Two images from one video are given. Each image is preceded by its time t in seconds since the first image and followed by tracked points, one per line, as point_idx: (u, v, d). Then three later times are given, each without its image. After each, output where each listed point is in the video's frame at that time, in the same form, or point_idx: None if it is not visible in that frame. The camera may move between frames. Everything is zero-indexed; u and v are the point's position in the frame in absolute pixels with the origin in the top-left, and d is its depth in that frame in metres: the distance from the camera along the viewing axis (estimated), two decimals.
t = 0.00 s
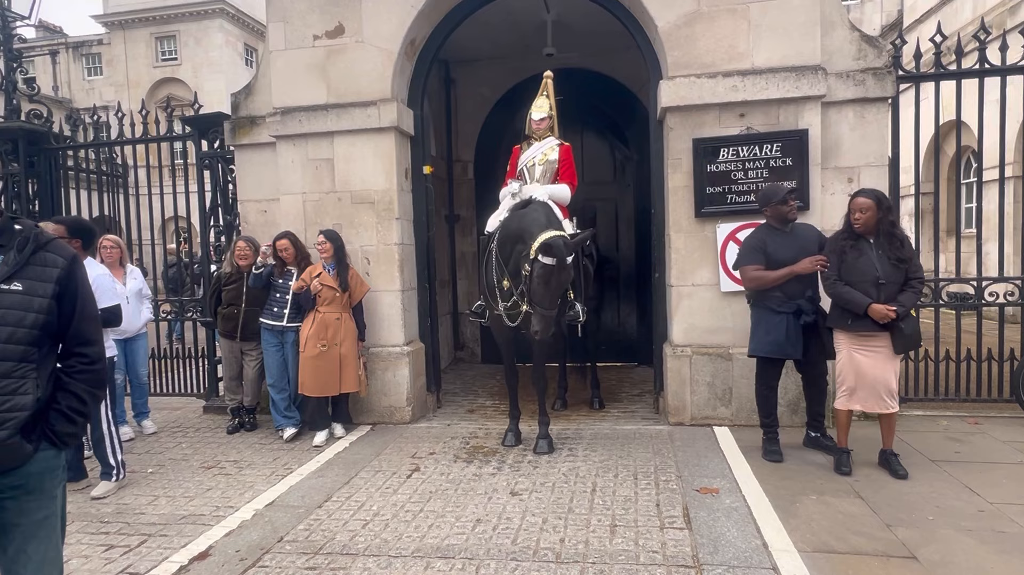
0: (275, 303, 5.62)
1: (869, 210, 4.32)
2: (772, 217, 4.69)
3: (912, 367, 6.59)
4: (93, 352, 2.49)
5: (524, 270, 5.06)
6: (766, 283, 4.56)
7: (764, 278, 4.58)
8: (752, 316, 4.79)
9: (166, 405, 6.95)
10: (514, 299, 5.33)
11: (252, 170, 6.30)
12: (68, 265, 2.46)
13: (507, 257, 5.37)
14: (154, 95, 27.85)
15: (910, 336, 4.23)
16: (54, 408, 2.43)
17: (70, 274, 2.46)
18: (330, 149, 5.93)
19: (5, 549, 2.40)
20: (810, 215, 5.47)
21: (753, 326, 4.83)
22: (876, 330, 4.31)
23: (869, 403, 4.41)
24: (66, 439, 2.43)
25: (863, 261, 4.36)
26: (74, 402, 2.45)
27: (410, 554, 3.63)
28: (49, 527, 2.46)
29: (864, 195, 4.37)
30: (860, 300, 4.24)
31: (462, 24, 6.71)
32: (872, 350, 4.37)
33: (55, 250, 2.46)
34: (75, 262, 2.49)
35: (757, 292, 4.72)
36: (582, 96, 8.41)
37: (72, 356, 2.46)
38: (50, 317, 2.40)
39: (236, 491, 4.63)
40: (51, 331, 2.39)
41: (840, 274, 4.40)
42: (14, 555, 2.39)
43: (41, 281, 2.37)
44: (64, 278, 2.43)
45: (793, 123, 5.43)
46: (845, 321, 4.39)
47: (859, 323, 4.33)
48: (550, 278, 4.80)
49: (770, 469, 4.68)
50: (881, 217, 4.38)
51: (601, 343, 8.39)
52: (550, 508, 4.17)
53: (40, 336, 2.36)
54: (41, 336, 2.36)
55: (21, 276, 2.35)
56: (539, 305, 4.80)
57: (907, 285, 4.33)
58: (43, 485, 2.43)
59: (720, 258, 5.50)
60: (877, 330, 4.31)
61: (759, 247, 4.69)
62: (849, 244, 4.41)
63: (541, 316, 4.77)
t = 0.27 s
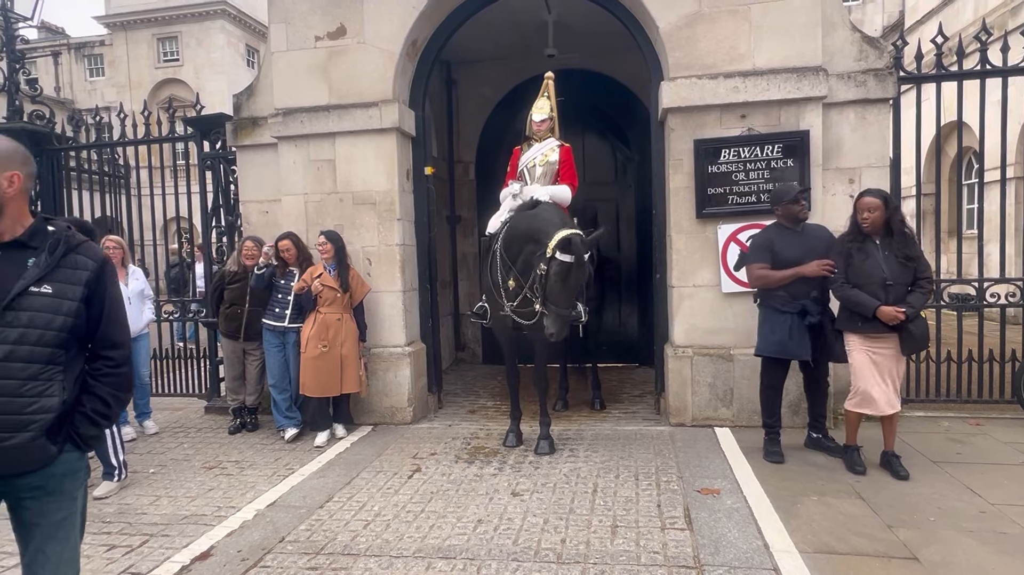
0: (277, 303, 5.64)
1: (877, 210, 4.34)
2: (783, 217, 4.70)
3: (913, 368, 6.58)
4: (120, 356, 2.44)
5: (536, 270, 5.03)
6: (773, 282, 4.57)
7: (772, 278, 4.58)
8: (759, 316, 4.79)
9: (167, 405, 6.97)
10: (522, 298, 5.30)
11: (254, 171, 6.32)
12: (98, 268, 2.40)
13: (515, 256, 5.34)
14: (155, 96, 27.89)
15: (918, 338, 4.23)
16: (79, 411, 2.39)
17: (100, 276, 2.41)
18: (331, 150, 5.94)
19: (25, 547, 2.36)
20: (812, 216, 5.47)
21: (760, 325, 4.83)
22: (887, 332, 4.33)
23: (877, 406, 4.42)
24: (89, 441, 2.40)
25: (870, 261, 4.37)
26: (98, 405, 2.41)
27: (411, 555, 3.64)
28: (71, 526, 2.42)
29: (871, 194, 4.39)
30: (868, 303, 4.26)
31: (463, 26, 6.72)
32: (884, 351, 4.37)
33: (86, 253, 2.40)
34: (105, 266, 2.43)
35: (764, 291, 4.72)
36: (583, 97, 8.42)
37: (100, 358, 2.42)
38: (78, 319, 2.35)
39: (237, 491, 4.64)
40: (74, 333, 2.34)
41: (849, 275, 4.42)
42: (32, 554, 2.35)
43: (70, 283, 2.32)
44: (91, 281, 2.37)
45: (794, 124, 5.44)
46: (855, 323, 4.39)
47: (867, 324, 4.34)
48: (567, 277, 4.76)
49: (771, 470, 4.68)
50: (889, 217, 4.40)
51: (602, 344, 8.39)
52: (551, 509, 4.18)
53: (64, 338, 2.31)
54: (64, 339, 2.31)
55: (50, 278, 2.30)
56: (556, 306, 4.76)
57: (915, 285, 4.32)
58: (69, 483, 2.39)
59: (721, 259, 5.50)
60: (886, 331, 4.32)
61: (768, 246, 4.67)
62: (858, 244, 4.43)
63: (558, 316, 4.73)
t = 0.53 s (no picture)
0: (279, 304, 5.65)
1: (879, 209, 4.35)
2: (786, 217, 4.69)
3: (914, 369, 6.58)
4: (134, 360, 2.45)
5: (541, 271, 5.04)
6: (776, 283, 4.57)
7: (775, 279, 4.59)
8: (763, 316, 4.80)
9: (169, 405, 6.98)
10: (527, 298, 5.29)
11: (255, 171, 6.32)
12: (116, 273, 2.40)
13: (518, 258, 5.35)
14: (157, 96, 27.91)
15: (915, 338, 4.25)
16: (94, 414, 2.40)
17: (117, 280, 2.40)
18: (333, 151, 5.94)
19: (34, 549, 2.32)
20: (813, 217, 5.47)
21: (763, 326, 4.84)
22: (882, 333, 4.33)
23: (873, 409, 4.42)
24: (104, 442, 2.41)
25: (869, 263, 4.36)
26: (111, 407, 2.43)
27: (412, 555, 3.64)
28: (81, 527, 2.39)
29: (871, 193, 4.39)
30: (866, 304, 4.25)
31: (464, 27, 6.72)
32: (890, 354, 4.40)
33: (104, 257, 2.39)
34: (122, 270, 2.43)
35: (769, 292, 4.73)
36: (584, 98, 8.42)
37: (115, 362, 2.43)
38: (96, 324, 2.34)
39: (239, 491, 4.65)
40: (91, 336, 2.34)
41: (847, 276, 4.41)
42: (41, 555, 2.32)
43: (90, 289, 2.31)
44: (111, 287, 2.37)
45: (795, 125, 5.44)
46: (852, 323, 4.38)
47: (865, 325, 4.34)
48: (575, 278, 4.78)
49: (772, 470, 4.68)
50: (888, 217, 4.42)
51: (603, 345, 8.39)
52: (552, 509, 4.18)
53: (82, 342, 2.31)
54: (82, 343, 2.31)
55: (71, 282, 2.28)
56: (563, 307, 4.76)
57: (910, 286, 4.35)
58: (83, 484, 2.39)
59: (722, 259, 5.50)
60: (882, 331, 4.32)
61: (771, 246, 4.68)
62: (856, 245, 4.42)
63: (566, 317, 4.74)
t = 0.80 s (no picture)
0: (280, 304, 5.65)
1: (870, 210, 4.38)
2: (782, 218, 4.70)
3: (915, 369, 6.57)
4: (134, 359, 2.46)
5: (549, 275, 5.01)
6: (773, 283, 4.56)
7: (773, 279, 4.58)
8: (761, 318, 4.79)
9: (170, 406, 6.99)
10: (533, 297, 5.28)
11: (257, 172, 6.33)
12: (113, 270, 2.41)
13: (522, 259, 5.33)
14: (158, 96, 27.93)
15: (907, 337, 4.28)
16: (103, 419, 2.38)
17: (115, 279, 2.41)
18: (334, 152, 5.94)
19: (43, 558, 2.30)
20: (814, 218, 5.47)
21: (763, 327, 4.83)
22: (874, 332, 4.33)
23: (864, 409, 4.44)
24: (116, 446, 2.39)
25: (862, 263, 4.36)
26: (121, 412, 2.41)
27: (413, 555, 3.65)
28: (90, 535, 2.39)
29: (858, 195, 4.43)
30: (860, 303, 4.26)
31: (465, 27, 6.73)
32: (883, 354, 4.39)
33: (100, 255, 2.40)
34: (118, 268, 2.44)
35: (767, 293, 4.73)
36: (584, 98, 8.43)
37: (116, 363, 2.43)
38: (100, 326, 2.35)
39: (240, 491, 4.65)
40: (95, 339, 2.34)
41: (840, 276, 4.39)
42: (52, 564, 2.30)
43: (92, 290, 2.31)
44: (111, 285, 2.38)
45: (796, 126, 5.44)
46: (845, 323, 4.39)
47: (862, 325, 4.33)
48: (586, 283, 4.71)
49: (772, 471, 4.68)
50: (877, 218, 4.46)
51: (604, 345, 8.40)
52: (553, 510, 4.18)
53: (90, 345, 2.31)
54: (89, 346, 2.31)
55: (73, 283, 2.27)
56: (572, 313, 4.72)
57: (901, 285, 4.37)
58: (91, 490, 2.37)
59: (723, 260, 5.50)
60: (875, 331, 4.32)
61: (767, 247, 4.68)
62: (847, 246, 4.41)
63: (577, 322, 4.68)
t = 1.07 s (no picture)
0: (281, 304, 5.65)
1: (868, 211, 4.39)
2: (775, 219, 4.71)
3: (916, 370, 6.57)
4: (125, 350, 2.44)
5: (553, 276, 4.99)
6: (768, 284, 4.54)
7: (767, 280, 4.56)
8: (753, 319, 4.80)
9: (171, 406, 6.99)
10: (537, 296, 5.26)
11: (258, 172, 6.33)
12: (100, 260, 2.41)
13: (524, 258, 5.31)
14: (159, 97, 27.95)
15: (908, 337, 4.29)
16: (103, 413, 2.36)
17: (103, 269, 2.41)
18: (335, 152, 5.95)
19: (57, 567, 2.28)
20: (815, 218, 5.47)
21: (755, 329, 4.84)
22: (876, 333, 4.33)
23: (862, 411, 4.44)
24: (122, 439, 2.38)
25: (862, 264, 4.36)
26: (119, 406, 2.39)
27: (413, 555, 3.65)
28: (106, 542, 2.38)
29: (861, 197, 4.45)
30: (862, 304, 4.25)
31: (465, 28, 6.73)
32: (887, 357, 4.36)
33: (86, 244, 2.39)
34: (104, 257, 2.44)
35: (759, 295, 4.72)
36: (585, 99, 8.43)
37: (105, 356, 2.40)
38: (93, 318, 2.34)
39: (240, 491, 4.65)
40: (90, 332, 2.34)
41: (841, 276, 4.40)
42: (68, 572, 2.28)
43: (83, 281, 2.31)
44: (100, 274, 2.39)
45: (797, 126, 5.43)
46: (845, 324, 4.39)
47: (863, 325, 4.32)
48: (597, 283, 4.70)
49: (773, 472, 4.68)
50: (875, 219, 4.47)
51: (604, 345, 8.39)
52: (553, 510, 4.18)
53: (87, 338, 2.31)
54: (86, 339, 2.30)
55: (66, 276, 2.26)
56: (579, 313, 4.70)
57: (899, 286, 4.38)
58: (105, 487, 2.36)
59: (724, 260, 5.49)
60: (876, 331, 4.32)
61: (762, 248, 4.66)
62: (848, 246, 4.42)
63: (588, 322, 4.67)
